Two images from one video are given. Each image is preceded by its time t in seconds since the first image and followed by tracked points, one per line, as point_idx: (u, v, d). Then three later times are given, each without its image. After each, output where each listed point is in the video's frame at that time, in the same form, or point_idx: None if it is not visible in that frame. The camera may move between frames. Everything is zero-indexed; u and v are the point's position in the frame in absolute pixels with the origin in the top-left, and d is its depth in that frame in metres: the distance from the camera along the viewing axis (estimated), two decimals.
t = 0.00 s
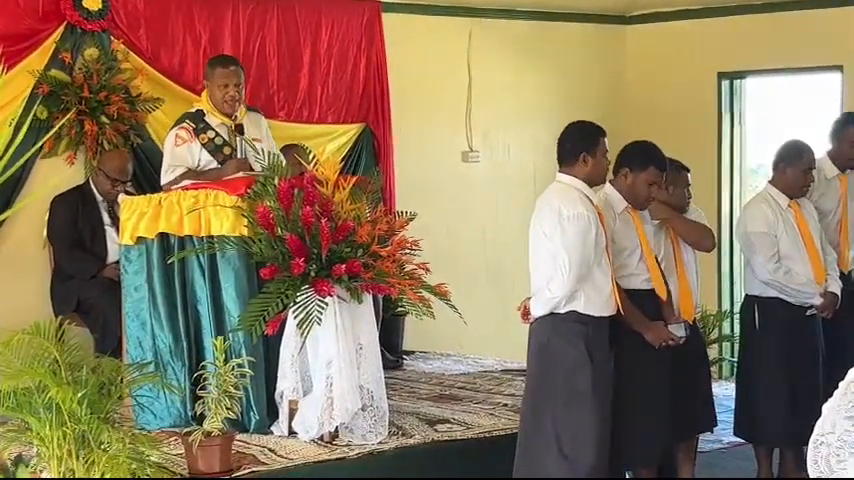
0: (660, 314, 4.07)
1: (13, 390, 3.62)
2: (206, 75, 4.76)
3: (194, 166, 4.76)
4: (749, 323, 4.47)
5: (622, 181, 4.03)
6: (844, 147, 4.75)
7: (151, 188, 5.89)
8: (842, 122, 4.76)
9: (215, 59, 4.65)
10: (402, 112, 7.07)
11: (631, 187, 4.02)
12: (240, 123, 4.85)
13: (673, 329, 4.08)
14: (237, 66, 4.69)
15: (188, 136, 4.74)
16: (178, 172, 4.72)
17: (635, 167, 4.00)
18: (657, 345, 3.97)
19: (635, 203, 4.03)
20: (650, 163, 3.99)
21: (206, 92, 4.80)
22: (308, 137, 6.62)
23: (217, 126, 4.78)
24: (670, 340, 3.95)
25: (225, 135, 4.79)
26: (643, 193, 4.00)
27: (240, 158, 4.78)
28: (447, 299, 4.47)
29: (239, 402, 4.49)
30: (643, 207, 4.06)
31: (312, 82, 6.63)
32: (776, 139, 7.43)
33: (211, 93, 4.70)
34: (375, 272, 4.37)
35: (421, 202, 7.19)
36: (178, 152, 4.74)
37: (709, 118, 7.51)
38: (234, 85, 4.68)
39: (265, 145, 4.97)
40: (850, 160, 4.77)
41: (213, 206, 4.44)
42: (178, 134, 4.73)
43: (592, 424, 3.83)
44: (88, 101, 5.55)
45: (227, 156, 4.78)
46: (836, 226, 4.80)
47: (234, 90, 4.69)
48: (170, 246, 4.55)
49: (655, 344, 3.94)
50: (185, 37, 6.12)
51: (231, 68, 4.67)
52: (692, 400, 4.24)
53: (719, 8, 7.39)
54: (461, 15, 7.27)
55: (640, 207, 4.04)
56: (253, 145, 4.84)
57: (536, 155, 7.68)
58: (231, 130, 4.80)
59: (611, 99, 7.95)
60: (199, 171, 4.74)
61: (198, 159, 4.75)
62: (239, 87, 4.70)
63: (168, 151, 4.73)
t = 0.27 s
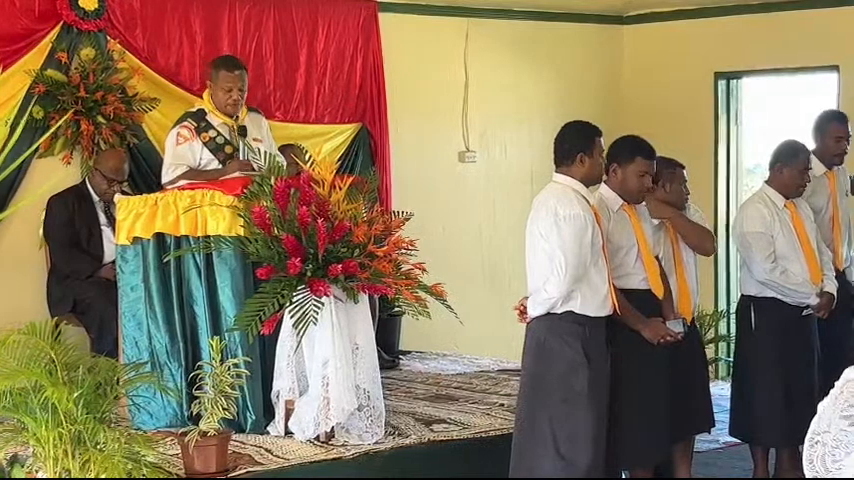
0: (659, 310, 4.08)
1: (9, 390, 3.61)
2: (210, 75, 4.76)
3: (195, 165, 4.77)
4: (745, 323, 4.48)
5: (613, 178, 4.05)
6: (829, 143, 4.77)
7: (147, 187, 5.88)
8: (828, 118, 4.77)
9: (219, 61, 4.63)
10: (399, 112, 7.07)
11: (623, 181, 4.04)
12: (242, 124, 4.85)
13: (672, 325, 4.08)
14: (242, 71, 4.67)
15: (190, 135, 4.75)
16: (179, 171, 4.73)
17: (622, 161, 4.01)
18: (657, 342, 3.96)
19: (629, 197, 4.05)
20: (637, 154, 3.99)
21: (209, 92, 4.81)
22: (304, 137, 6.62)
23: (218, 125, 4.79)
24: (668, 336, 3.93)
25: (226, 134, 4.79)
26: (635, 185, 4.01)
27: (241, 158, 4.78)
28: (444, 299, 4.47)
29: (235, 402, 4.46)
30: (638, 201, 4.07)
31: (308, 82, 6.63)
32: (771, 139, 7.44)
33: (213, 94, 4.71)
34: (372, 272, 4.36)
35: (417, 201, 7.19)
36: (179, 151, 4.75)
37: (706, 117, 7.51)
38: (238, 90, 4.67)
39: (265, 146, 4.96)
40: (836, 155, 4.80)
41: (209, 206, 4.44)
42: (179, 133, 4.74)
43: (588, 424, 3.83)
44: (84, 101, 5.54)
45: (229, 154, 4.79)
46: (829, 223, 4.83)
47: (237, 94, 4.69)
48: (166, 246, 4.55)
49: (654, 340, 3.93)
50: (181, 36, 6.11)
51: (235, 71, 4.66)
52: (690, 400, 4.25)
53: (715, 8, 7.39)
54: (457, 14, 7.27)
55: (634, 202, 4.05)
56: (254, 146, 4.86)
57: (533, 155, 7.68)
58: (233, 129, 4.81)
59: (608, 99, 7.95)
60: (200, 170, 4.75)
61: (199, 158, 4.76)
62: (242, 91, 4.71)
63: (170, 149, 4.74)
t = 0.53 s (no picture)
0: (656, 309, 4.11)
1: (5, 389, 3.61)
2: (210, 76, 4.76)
3: (192, 165, 4.78)
4: (741, 322, 4.48)
5: (607, 177, 4.06)
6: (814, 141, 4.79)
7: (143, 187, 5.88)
8: (812, 117, 4.81)
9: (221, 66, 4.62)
10: (395, 112, 7.07)
11: (618, 179, 4.04)
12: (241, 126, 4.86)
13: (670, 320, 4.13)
14: (245, 76, 4.66)
15: (188, 135, 4.76)
16: (177, 170, 4.73)
17: (614, 157, 4.02)
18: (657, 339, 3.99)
19: (626, 195, 4.05)
20: (628, 148, 4.01)
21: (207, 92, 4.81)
22: (300, 137, 6.62)
23: (216, 125, 4.79)
24: (668, 332, 3.97)
25: (224, 135, 4.79)
26: (629, 179, 4.01)
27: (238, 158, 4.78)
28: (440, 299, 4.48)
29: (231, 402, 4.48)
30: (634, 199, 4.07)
31: (304, 82, 6.63)
32: (767, 139, 7.45)
33: (213, 96, 4.71)
34: (368, 272, 4.36)
35: (414, 201, 7.19)
36: (177, 150, 4.76)
37: (702, 117, 7.52)
38: (238, 95, 4.67)
39: (264, 146, 4.94)
40: (823, 155, 4.81)
41: (205, 207, 4.45)
42: (177, 133, 4.75)
43: (585, 424, 3.83)
44: (80, 102, 5.54)
45: (226, 155, 4.78)
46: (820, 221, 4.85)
47: (237, 99, 4.69)
48: (162, 246, 4.54)
49: (655, 337, 3.96)
50: (178, 36, 6.11)
51: (238, 76, 4.65)
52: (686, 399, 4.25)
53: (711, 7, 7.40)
54: (454, 14, 7.27)
55: (631, 201, 4.06)
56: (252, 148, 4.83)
57: (529, 154, 7.68)
58: (231, 130, 4.80)
59: (604, 99, 7.96)
60: (197, 170, 4.76)
61: (196, 158, 4.77)
62: (242, 97, 4.70)
63: (168, 149, 4.75)
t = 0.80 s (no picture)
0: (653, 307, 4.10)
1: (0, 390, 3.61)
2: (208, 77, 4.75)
3: (188, 165, 4.76)
4: (737, 322, 4.48)
5: (604, 176, 4.07)
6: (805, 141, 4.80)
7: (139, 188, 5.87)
8: (801, 118, 4.82)
9: (219, 66, 4.62)
10: (391, 112, 7.07)
11: (614, 178, 4.05)
12: (236, 126, 4.85)
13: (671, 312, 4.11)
14: (242, 77, 4.67)
15: (183, 135, 4.74)
16: (172, 171, 4.72)
17: (610, 156, 4.05)
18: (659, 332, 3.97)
19: (623, 194, 4.06)
20: (622, 146, 4.03)
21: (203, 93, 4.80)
22: (296, 137, 6.62)
23: (212, 126, 4.78)
24: (669, 324, 3.95)
25: (220, 136, 4.78)
26: (626, 178, 4.02)
27: (233, 159, 4.77)
28: (436, 299, 4.47)
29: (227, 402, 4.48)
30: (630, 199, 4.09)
31: (301, 82, 6.63)
32: (763, 139, 7.46)
33: (209, 95, 4.71)
34: (364, 272, 4.37)
35: (410, 201, 7.19)
36: (172, 151, 4.74)
37: (698, 118, 7.53)
38: (234, 95, 4.67)
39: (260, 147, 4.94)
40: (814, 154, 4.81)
41: (201, 207, 4.45)
42: (172, 133, 4.74)
43: (582, 424, 3.83)
44: (76, 101, 5.53)
45: (221, 155, 4.78)
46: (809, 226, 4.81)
47: (233, 100, 4.69)
48: (158, 246, 4.54)
49: (656, 330, 3.95)
50: (174, 36, 6.11)
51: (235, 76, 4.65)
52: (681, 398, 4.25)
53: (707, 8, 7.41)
54: (450, 15, 7.27)
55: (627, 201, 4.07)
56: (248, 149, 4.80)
57: (525, 155, 7.69)
58: (227, 132, 4.80)
59: (600, 100, 7.96)
60: (193, 170, 4.75)
61: (192, 159, 4.76)
62: (238, 97, 4.71)
63: (163, 149, 4.74)
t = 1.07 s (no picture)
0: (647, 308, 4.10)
1: None
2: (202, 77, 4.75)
3: (182, 166, 4.75)
4: (733, 322, 4.49)
5: (599, 176, 4.08)
6: (799, 141, 4.79)
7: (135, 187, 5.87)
8: (794, 117, 4.82)
9: (214, 66, 4.62)
10: (387, 112, 7.07)
11: (610, 177, 4.06)
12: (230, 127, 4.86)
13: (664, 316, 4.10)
14: (236, 77, 4.67)
15: (177, 136, 4.74)
16: (166, 171, 4.71)
17: (605, 156, 4.06)
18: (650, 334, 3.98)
19: (619, 194, 4.07)
20: (617, 145, 4.05)
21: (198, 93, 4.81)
22: (292, 137, 6.62)
23: (206, 126, 4.78)
24: (660, 328, 3.95)
25: (214, 136, 4.78)
26: (623, 176, 4.03)
27: (227, 160, 4.77)
28: (432, 299, 4.47)
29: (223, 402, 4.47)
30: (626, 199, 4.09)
31: (296, 82, 6.63)
32: (759, 139, 7.46)
33: (204, 95, 4.70)
34: (360, 272, 4.36)
35: (406, 201, 7.19)
36: (167, 151, 4.72)
37: (693, 118, 7.53)
38: (229, 95, 4.67)
39: (255, 147, 4.95)
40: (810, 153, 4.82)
41: (197, 206, 4.43)
42: (166, 133, 4.73)
43: (577, 424, 3.83)
44: (71, 101, 5.53)
45: (215, 156, 4.76)
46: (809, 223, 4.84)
47: (228, 100, 4.68)
48: (154, 246, 4.54)
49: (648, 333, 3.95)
50: (169, 36, 6.11)
51: (230, 76, 4.65)
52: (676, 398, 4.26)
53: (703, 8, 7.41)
54: (445, 15, 7.27)
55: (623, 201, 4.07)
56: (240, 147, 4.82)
57: (521, 155, 7.69)
58: (221, 132, 4.80)
59: (596, 100, 7.97)
60: (187, 171, 4.74)
61: (186, 159, 4.74)
62: (233, 98, 4.70)
63: (158, 149, 4.72)
